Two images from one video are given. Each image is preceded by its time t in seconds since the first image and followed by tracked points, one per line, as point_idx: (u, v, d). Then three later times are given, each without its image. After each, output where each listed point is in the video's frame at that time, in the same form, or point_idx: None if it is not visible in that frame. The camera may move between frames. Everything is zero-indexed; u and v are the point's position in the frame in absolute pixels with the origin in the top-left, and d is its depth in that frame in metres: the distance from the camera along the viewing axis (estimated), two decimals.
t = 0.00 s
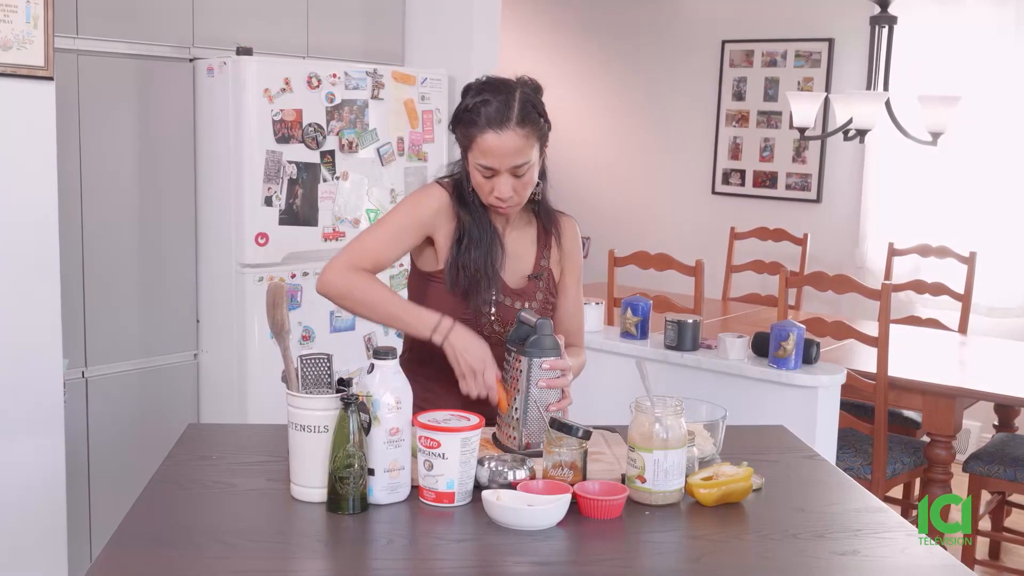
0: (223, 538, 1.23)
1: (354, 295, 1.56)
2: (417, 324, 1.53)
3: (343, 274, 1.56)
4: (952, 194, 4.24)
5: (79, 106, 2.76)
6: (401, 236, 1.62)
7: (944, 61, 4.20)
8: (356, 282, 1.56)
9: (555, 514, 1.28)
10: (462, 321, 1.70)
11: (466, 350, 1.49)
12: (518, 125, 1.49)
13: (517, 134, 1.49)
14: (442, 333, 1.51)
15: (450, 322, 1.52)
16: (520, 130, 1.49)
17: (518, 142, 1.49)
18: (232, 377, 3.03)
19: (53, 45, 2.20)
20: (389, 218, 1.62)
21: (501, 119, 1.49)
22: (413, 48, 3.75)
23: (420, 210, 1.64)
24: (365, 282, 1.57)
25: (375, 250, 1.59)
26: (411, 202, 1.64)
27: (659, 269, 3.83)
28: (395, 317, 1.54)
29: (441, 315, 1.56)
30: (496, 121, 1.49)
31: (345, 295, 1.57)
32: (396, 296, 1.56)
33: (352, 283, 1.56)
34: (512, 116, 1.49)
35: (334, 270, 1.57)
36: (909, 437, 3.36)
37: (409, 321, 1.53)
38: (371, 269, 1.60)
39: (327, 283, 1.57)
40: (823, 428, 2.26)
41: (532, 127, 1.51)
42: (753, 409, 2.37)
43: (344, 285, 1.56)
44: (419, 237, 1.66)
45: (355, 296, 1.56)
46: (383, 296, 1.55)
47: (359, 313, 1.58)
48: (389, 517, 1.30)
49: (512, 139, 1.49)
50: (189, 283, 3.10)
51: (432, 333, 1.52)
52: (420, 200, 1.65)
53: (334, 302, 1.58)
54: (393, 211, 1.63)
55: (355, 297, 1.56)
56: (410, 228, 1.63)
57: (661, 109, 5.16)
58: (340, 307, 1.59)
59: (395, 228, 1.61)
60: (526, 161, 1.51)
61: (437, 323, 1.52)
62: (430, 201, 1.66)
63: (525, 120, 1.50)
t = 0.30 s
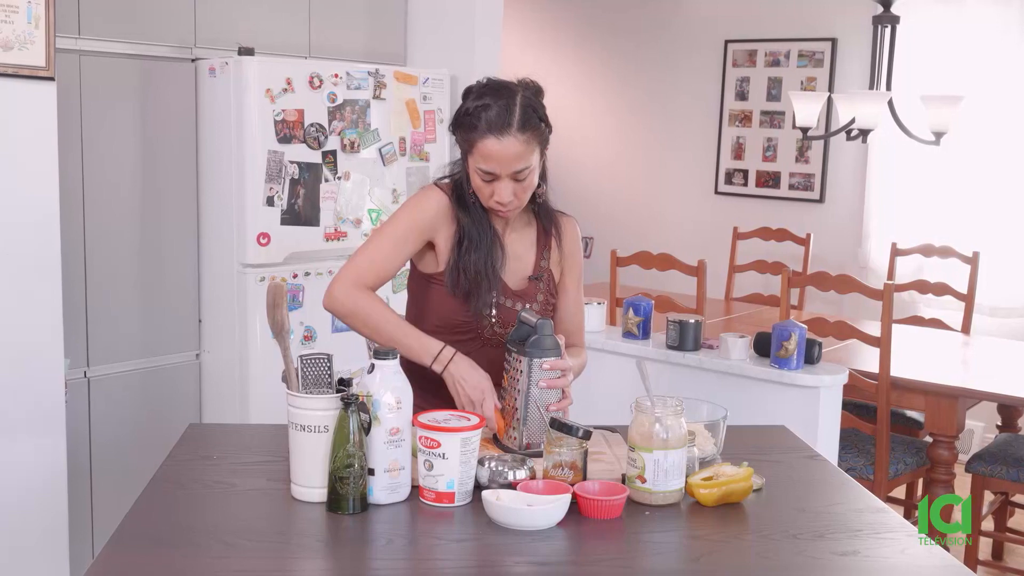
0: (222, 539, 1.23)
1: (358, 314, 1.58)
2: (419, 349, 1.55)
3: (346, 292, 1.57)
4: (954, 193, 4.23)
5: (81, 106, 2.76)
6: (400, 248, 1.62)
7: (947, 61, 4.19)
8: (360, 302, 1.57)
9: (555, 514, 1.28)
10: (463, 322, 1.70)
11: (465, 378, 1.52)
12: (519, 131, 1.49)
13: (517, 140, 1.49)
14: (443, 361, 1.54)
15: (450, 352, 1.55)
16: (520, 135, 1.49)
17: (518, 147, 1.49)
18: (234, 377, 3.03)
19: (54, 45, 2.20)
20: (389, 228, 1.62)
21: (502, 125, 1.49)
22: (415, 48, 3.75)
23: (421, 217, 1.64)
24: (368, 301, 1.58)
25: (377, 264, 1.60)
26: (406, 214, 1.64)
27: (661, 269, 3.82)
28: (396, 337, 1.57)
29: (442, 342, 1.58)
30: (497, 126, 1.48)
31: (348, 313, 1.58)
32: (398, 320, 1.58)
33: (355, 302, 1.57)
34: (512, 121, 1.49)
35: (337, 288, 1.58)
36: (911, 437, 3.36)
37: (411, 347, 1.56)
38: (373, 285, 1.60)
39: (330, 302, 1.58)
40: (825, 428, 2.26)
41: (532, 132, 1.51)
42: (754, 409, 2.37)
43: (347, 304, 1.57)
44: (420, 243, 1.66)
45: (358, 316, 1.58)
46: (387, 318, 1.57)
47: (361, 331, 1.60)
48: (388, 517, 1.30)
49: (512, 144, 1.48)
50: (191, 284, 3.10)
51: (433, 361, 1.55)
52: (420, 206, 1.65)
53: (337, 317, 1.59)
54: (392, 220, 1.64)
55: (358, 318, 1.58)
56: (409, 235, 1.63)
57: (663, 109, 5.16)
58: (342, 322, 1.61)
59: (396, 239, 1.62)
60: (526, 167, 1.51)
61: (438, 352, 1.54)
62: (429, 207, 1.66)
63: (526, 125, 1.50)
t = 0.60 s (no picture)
0: (223, 538, 1.23)
1: (354, 301, 1.58)
2: (416, 324, 1.54)
3: (342, 281, 1.58)
4: (958, 193, 4.23)
5: (82, 106, 2.77)
6: (396, 242, 1.62)
7: (950, 60, 4.18)
8: (356, 288, 1.58)
9: (555, 514, 1.28)
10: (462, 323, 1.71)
11: (465, 348, 1.51)
12: (517, 136, 1.49)
13: (516, 145, 1.49)
14: (442, 333, 1.53)
15: (449, 323, 1.54)
16: (519, 141, 1.49)
17: (517, 153, 1.49)
18: (236, 377, 3.04)
19: (55, 45, 2.20)
20: (387, 220, 1.63)
21: (501, 130, 1.48)
22: (418, 48, 3.75)
23: (418, 210, 1.64)
24: (364, 288, 1.58)
25: (373, 253, 1.60)
26: (400, 209, 1.64)
27: (664, 269, 3.82)
28: (395, 320, 1.56)
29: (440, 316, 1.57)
30: (496, 132, 1.48)
31: (344, 300, 1.58)
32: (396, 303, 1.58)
33: (351, 290, 1.58)
34: (511, 127, 1.48)
35: (333, 276, 1.58)
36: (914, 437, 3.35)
37: (408, 323, 1.55)
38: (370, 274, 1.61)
39: (327, 290, 1.58)
40: (828, 428, 2.26)
41: (531, 137, 1.50)
42: (756, 409, 2.36)
43: (344, 291, 1.58)
44: (419, 238, 1.66)
45: (354, 303, 1.58)
46: (382, 301, 1.57)
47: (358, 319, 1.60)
48: (388, 517, 1.30)
49: (511, 150, 1.48)
50: (193, 283, 3.10)
51: (431, 333, 1.54)
52: (417, 201, 1.65)
53: (333, 307, 1.59)
54: (390, 213, 1.64)
55: (355, 304, 1.58)
56: (407, 227, 1.63)
57: (665, 109, 5.16)
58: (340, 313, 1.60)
59: (393, 229, 1.62)
60: (525, 172, 1.51)
61: (436, 323, 1.54)
62: (427, 201, 1.66)
63: (525, 131, 1.49)
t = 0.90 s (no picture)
0: (223, 538, 1.23)
1: (357, 323, 1.59)
2: (415, 358, 1.56)
3: (345, 302, 1.58)
4: (962, 193, 4.22)
5: (85, 106, 2.77)
6: (399, 257, 1.62)
7: (954, 60, 4.18)
8: (359, 310, 1.58)
9: (555, 514, 1.28)
10: (465, 322, 1.70)
11: (458, 390, 1.52)
12: (505, 126, 1.49)
13: (504, 135, 1.48)
14: (438, 372, 1.55)
15: (445, 362, 1.55)
16: (507, 131, 1.49)
17: (505, 143, 1.48)
18: (238, 378, 3.04)
19: (57, 46, 2.21)
20: (387, 233, 1.62)
21: (488, 121, 1.48)
22: (420, 48, 3.75)
23: (418, 221, 1.64)
24: (367, 310, 1.59)
25: (375, 271, 1.60)
26: (401, 222, 1.63)
27: (667, 269, 3.82)
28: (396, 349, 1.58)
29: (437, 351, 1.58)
30: (483, 123, 1.48)
31: (347, 321, 1.59)
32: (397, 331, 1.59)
33: (354, 311, 1.58)
34: (498, 117, 1.48)
35: (336, 297, 1.59)
36: (917, 437, 3.34)
37: (407, 355, 1.57)
38: (373, 293, 1.61)
39: (331, 311, 1.59)
40: (830, 428, 2.25)
41: (519, 127, 1.50)
42: (758, 409, 2.36)
43: (346, 313, 1.58)
44: (419, 247, 1.66)
45: (357, 325, 1.59)
46: (384, 328, 1.58)
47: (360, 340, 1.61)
48: (388, 517, 1.30)
49: (499, 140, 1.48)
50: (196, 283, 3.11)
51: (427, 370, 1.55)
52: (417, 210, 1.64)
53: (337, 325, 1.61)
54: (390, 225, 1.63)
55: (358, 327, 1.59)
56: (408, 241, 1.63)
57: (668, 109, 5.15)
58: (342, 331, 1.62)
59: (395, 244, 1.61)
60: (514, 162, 1.50)
61: (432, 361, 1.55)
62: (426, 210, 1.65)
63: (512, 121, 1.49)
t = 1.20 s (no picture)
0: (223, 538, 1.23)
1: (348, 318, 1.59)
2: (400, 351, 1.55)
3: (336, 295, 1.59)
4: (965, 193, 4.21)
5: (87, 107, 2.78)
6: (392, 251, 1.63)
7: (957, 60, 4.17)
8: (349, 305, 1.59)
9: (555, 514, 1.28)
10: (463, 319, 1.69)
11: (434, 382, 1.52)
12: (498, 121, 1.49)
13: (497, 130, 1.49)
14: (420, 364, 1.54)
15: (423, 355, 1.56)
16: (500, 125, 1.49)
17: (499, 137, 1.49)
18: (240, 378, 3.04)
19: (59, 47, 2.21)
20: (381, 230, 1.63)
21: (482, 116, 1.49)
22: (422, 48, 3.75)
23: (412, 217, 1.64)
24: (357, 305, 1.60)
25: (367, 267, 1.61)
26: (400, 215, 1.63)
27: (669, 269, 3.81)
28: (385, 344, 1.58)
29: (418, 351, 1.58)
30: (477, 118, 1.48)
31: (338, 316, 1.60)
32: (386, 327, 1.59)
33: (345, 306, 1.59)
34: (491, 112, 1.49)
35: (328, 292, 1.60)
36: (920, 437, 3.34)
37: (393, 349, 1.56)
38: (365, 289, 1.62)
39: (323, 305, 1.60)
40: (832, 428, 2.25)
41: (513, 122, 1.50)
42: (760, 409, 2.36)
43: (337, 307, 1.59)
44: (413, 244, 1.66)
45: (348, 320, 1.59)
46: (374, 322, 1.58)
47: (352, 336, 1.61)
48: (388, 517, 1.30)
49: (492, 134, 1.48)
50: (198, 284, 3.11)
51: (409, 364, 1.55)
52: (411, 207, 1.65)
53: (329, 320, 1.61)
54: (384, 222, 1.64)
55: (349, 322, 1.60)
56: (401, 238, 1.63)
57: (671, 109, 5.15)
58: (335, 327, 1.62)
59: (387, 240, 1.62)
60: (508, 157, 1.50)
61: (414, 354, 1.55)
62: (421, 206, 1.66)
63: (506, 116, 1.49)
